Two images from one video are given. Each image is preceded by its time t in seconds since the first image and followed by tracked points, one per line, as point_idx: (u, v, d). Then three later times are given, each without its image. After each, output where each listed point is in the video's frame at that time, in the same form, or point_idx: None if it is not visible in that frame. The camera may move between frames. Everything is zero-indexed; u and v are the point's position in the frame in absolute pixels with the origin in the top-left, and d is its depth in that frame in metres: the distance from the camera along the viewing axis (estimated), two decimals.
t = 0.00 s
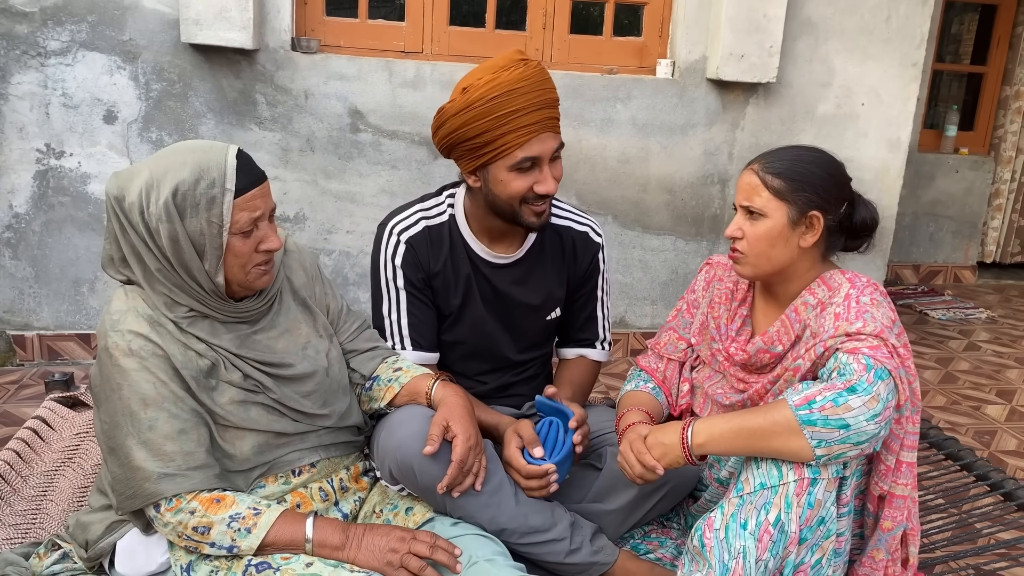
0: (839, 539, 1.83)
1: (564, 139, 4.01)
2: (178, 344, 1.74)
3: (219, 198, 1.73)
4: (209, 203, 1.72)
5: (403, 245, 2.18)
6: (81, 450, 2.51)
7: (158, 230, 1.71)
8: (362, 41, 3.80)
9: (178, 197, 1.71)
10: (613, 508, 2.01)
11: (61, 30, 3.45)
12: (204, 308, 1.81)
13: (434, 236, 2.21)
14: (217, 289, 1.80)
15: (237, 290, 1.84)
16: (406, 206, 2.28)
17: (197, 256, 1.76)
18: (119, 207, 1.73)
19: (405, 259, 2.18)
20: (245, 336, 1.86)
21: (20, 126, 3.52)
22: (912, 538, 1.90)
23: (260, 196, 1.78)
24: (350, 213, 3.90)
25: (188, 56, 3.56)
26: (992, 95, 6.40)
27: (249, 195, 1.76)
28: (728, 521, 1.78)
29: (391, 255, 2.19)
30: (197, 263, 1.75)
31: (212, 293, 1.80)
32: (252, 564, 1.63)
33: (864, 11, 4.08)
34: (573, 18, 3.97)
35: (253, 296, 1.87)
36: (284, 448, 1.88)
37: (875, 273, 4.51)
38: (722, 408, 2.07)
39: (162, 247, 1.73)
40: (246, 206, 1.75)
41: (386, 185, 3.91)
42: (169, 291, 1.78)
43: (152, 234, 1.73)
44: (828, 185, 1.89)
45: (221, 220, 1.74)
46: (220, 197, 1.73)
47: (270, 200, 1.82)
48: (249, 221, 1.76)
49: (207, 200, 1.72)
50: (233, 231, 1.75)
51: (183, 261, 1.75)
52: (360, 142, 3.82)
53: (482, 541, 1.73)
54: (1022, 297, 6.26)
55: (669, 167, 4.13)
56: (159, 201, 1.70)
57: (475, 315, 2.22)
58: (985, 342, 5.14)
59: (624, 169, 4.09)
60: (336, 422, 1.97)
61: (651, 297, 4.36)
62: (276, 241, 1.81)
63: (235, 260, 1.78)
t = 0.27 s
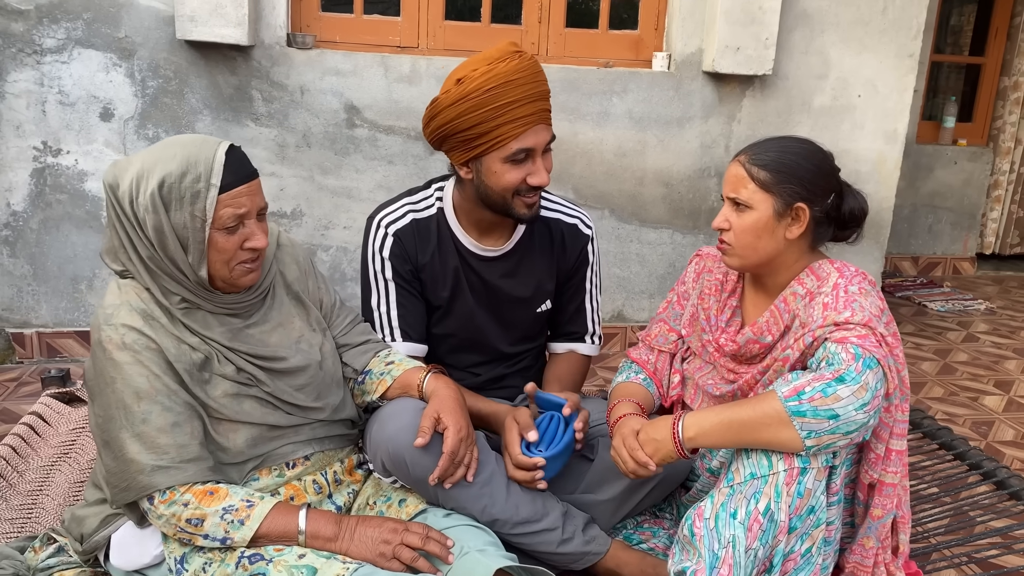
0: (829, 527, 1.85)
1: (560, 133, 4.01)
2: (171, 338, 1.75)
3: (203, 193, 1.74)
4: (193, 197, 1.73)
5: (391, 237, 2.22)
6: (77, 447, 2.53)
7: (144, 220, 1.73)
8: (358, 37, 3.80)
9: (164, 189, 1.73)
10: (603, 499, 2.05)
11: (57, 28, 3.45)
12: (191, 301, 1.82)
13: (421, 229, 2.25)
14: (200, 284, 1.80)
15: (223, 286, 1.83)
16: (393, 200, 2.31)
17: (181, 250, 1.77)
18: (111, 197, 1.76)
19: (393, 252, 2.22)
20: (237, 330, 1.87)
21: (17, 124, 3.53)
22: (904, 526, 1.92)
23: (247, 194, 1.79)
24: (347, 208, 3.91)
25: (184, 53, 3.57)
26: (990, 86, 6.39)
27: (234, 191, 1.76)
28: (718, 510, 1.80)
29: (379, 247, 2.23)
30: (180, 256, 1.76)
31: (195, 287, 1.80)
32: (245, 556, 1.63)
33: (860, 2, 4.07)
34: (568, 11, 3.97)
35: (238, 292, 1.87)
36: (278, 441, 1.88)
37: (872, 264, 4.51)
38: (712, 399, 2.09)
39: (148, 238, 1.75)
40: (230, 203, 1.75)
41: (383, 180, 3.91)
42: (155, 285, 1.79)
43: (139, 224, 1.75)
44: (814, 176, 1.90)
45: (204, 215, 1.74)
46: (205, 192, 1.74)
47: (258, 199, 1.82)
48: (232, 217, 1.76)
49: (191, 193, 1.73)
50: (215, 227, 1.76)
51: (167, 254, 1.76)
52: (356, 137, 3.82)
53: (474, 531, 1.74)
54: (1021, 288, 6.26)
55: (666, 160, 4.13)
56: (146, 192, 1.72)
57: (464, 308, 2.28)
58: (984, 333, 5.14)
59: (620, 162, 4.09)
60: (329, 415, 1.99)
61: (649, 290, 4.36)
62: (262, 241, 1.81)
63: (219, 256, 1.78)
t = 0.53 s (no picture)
0: (815, 520, 1.86)
1: (555, 130, 4.01)
2: (160, 334, 1.78)
3: (186, 192, 1.76)
4: (176, 196, 1.75)
5: (376, 234, 2.29)
6: (71, 443, 2.54)
7: (130, 218, 1.76)
8: (354, 35, 3.81)
9: (148, 188, 1.75)
10: (593, 492, 2.10)
11: (52, 28, 3.47)
12: (179, 296, 1.85)
13: (407, 225, 2.32)
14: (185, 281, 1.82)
15: (209, 284, 1.86)
16: (380, 196, 2.39)
17: (166, 248, 1.79)
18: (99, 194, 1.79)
19: (378, 248, 2.29)
20: (227, 326, 1.90)
21: (13, 124, 3.54)
22: (890, 517, 1.94)
23: (230, 193, 1.80)
24: (343, 206, 3.92)
25: (179, 52, 3.58)
26: (987, 80, 6.38)
27: (217, 190, 1.78)
28: (705, 502, 1.82)
29: (365, 244, 2.30)
30: (165, 253, 1.79)
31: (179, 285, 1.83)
32: (235, 549, 1.65)
33: None
34: (563, 8, 3.98)
35: (224, 289, 1.88)
36: (269, 435, 1.92)
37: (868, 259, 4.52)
38: (701, 391, 2.11)
39: (134, 236, 1.78)
40: (213, 202, 1.77)
41: (378, 178, 3.92)
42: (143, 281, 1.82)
43: (126, 222, 1.78)
44: (801, 171, 1.91)
45: (187, 214, 1.76)
46: (188, 191, 1.75)
47: (242, 198, 1.83)
48: (216, 217, 1.78)
49: (174, 192, 1.75)
50: (198, 226, 1.78)
51: (152, 252, 1.79)
52: (351, 135, 3.84)
53: (462, 525, 1.76)
54: (1018, 282, 6.26)
55: (661, 156, 4.14)
56: (131, 191, 1.74)
57: (452, 302, 2.35)
58: (980, 327, 5.14)
59: (616, 158, 4.10)
60: (320, 410, 2.01)
61: (645, 286, 4.37)
62: (247, 240, 1.82)
63: (202, 254, 1.79)
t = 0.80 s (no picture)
0: (804, 516, 1.87)
1: (550, 127, 4.02)
2: (150, 331, 1.80)
3: (187, 192, 1.78)
4: (178, 197, 1.78)
5: (364, 229, 2.32)
6: (63, 441, 2.56)
7: (128, 224, 1.77)
8: (348, 33, 3.82)
9: (146, 192, 1.76)
10: (581, 485, 2.14)
11: (47, 28, 3.47)
12: (175, 296, 1.87)
13: (395, 220, 2.34)
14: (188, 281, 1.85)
15: (209, 280, 1.89)
16: (370, 191, 2.41)
17: (167, 250, 1.81)
18: (87, 202, 1.78)
19: (366, 242, 2.32)
20: (216, 323, 1.92)
21: (8, 123, 3.54)
22: (877, 511, 1.94)
23: (228, 188, 1.84)
24: (338, 204, 3.93)
25: (174, 51, 3.59)
26: (984, 76, 6.38)
27: (216, 187, 1.81)
28: (694, 496, 1.82)
29: (352, 238, 2.33)
30: (167, 256, 1.81)
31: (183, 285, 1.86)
32: (223, 544, 1.67)
33: None
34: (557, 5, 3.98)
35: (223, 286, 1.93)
36: (258, 430, 1.95)
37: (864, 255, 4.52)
38: (691, 386, 2.11)
39: (132, 241, 1.79)
40: (213, 198, 1.80)
41: (374, 176, 3.93)
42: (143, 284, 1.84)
43: (122, 228, 1.79)
44: (791, 167, 1.91)
45: (190, 213, 1.80)
46: (187, 191, 1.78)
47: (238, 191, 1.87)
48: (217, 213, 1.82)
49: (174, 194, 1.78)
50: (202, 224, 1.81)
51: (153, 255, 1.80)
52: (346, 134, 3.85)
53: (450, 518, 1.79)
54: (1015, 277, 6.27)
55: (656, 153, 4.15)
56: (128, 196, 1.75)
57: (440, 297, 2.37)
58: (977, 322, 5.15)
59: (611, 156, 4.11)
60: (309, 405, 2.04)
61: (641, 283, 4.38)
62: (246, 231, 1.87)
63: (206, 250, 1.83)
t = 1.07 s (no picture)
0: (790, 514, 1.89)
1: (546, 127, 4.02)
2: (139, 329, 1.81)
3: (171, 190, 1.79)
4: (161, 194, 1.78)
5: (358, 226, 2.32)
6: (55, 440, 2.57)
7: (113, 219, 1.78)
8: (343, 34, 3.83)
9: (131, 188, 1.77)
10: (570, 483, 2.16)
11: (43, 29, 3.48)
12: (164, 293, 1.88)
13: (389, 218, 2.34)
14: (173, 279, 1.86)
15: (195, 278, 1.90)
16: (364, 189, 2.42)
17: (152, 246, 1.82)
18: (77, 197, 1.80)
19: (361, 239, 2.32)
20: (205, 321, 1.94)
21: (4, 125, 3.55)
22: (866, 510, 1.96)
23: (213, 188, 1.84)
24: (334, 204, 3.94)
25: (170, 52, 3.60)
26: (981, 74, 6.39)
27: (200, 187, 1.81)
28: (680, 493, 1.83)
29: (347, 235, 2.33)
30: (151, 253, 1.82)
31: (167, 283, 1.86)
32: (211, 541, 1.69)
33: None
34: (552, 5, 3.98)
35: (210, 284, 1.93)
36: (247, 428, 1.96)
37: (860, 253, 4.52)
38: (680, 384, 2.12)
39: (118, 237, 1.81)
40: (197, 198, 1.80)
41: (369, 176, 3.94)
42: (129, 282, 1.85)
43: (108, 223, 1.80)
44: (783, 169, 1.91)
45: (173, 212, 1.80)
46: (172, 189, 1.79)
47: (224, 192, 1.87)
48: (201, 212, 1.81)
49: (158, 191, 1.78)
50: (185, 223, 1.81)
51: (138, 251, 1.82)
52: (342, 134, 3.85)
53: (438, 516, 1.81)
54: (1013, 275, 6.27)
55: (651, 152, 4.15)
56: (114, 192, 1.76)
57: (433, 296, 2.38)
58: (974, 320, 5.15)
59: (606, 155, 4.11)
60: (299, 403, 2.06)
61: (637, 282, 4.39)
62: (231, 232, 1.86)
63: (189, 250, 1.83)
